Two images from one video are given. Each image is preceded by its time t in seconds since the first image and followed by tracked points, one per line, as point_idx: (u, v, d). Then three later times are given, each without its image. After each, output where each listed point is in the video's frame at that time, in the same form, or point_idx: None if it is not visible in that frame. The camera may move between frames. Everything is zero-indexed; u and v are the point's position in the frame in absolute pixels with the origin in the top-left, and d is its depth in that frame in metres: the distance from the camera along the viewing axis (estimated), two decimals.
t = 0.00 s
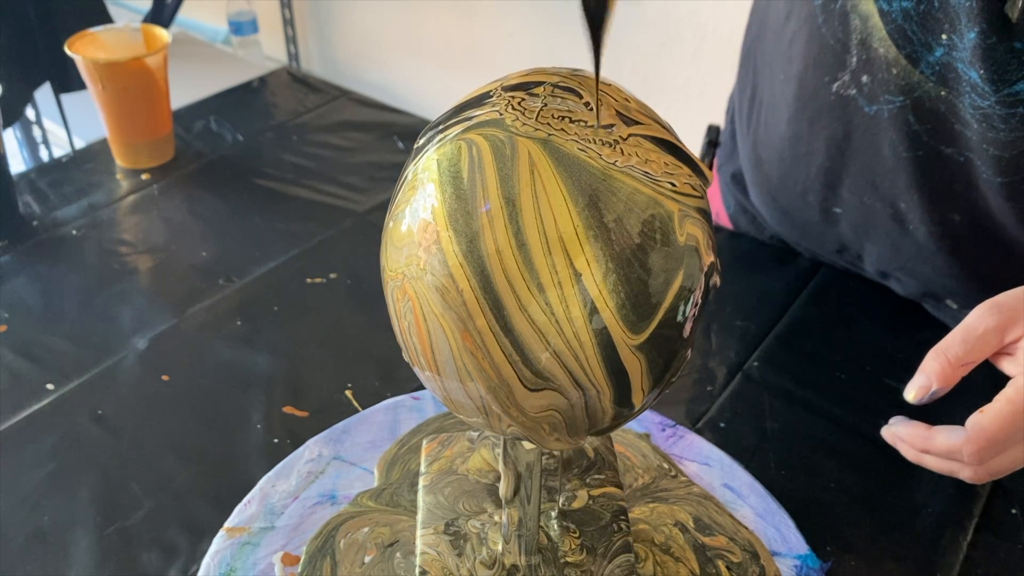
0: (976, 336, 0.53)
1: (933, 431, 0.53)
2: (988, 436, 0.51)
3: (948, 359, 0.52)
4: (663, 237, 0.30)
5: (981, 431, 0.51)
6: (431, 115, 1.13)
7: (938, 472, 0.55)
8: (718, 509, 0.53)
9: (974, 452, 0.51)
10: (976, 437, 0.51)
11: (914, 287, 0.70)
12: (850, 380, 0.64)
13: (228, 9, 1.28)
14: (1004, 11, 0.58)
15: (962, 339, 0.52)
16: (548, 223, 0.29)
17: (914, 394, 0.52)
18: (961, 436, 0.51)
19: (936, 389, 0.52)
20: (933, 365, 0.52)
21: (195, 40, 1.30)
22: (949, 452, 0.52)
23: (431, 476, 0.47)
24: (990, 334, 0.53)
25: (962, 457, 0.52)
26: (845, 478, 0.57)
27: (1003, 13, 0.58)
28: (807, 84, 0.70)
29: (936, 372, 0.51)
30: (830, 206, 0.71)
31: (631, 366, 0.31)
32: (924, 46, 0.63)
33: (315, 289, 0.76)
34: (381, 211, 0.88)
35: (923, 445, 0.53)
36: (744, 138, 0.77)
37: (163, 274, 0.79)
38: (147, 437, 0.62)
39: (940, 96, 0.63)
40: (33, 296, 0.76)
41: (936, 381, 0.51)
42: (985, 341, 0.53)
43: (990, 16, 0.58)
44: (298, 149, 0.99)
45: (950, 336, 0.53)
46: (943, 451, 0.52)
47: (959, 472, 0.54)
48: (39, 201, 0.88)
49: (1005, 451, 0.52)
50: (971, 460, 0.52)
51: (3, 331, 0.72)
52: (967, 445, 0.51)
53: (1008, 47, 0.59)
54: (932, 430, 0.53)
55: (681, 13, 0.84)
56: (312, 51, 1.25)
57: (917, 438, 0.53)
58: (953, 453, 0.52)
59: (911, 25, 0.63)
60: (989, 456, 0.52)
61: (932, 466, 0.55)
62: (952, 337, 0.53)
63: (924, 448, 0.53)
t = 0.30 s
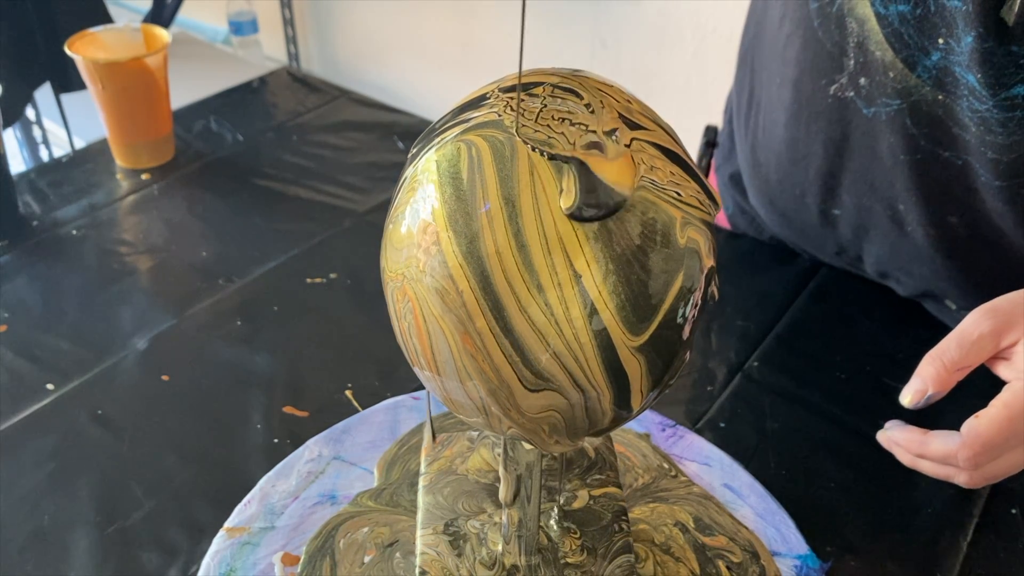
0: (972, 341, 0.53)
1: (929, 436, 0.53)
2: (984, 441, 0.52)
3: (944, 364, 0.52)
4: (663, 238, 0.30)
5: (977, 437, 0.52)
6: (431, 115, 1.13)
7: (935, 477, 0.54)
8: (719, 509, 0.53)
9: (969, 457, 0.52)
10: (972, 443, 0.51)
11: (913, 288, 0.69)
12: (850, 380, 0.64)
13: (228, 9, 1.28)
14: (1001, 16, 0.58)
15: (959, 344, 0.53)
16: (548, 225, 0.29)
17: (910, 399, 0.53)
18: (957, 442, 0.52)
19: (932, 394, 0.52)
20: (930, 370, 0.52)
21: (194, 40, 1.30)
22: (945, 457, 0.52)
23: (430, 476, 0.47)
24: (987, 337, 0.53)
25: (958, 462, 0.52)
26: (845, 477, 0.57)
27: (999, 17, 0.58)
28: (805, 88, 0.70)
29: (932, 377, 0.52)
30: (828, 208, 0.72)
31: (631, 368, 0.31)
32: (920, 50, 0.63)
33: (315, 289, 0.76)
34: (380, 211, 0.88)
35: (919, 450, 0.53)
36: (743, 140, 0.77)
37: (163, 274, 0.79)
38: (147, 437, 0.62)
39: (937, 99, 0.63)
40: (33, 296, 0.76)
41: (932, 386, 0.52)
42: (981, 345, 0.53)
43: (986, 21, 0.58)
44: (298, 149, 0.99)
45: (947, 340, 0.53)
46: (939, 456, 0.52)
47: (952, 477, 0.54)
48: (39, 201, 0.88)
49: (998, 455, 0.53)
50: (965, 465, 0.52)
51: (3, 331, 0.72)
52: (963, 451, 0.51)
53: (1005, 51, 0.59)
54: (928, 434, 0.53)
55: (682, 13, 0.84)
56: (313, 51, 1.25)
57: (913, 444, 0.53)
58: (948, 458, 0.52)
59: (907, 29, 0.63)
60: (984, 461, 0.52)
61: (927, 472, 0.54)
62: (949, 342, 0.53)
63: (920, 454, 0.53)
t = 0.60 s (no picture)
0: (967, 340, 0.53)
1: (923, 435, 0.53)
2: (978, 440, 0.51)
3: (939, 363, 0.52)
4: (663, 239, 0.30)
5: (971, 435, 0.51)
6: (431, 115, 1.13)
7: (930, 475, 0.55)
8: (718, 509, 0.53)
9: (963, 456, 0.51)
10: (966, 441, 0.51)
11: (913, 288, 0.69)
12: (850, 380, 0.64)
13: (228, 9, 1.28)
14: (994, 18, 0.59)
15: (952, 343, 0.53)
16: (548, 226, 0.29)
17: (905, 398, 0.52)
18: (951, 440, 0.52)
19: (927, 393, 0.52)
20: (925, 368, 0.52)
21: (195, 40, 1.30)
22: (939, 455, 0.52)
23: (430, 476, 0.47)
24: (982, 337, 0.53)
25: (951, 461, 0.52)
26: (845, 478, 0.57)
27: (993, 18, 0.58)
28: (801, 90, 0.70)
29: (927, 376, 0.51)
30: (826, 209, 0.71)
31: (631, 370, 0.31)
32: (915, 51, 0.63)
33: (315, 289, 0.76)
34: (380, 211, 0.88)
35: (913, 449, 0.53)
36: (742, 140, 0.77)
37: (163, 274, 0.79)
38: (147, 437, 0.62)
39: (933, 100, 0.63)
40: (33, 296, 0.76)
41: (927, 386, 0.51)
42: (976, 344, 0.53)
43: (979, 24, 0.59)
44: (298, 149, 0.99)
45: (942, 339, 0.53)
46: (933, 455, 0.52)
47: (948, 476, 0.54)
48: (39, 201, 0.88)
49: (993, 454, 0.53)
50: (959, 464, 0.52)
51: (3, 331, 0.72)
52: (957, 449, 0.51)
53: (999, 52, 0.59)
54: (922, 433, 0.53)
55: (681, 14, 0.84)
56: (313, 51, 1.25)
57: (907, 443, 0.53)
58: (942, 456, 0.52)
59: (902, 30, 0.63)
60: (979, 460, 0.52)
61: (922, 470, 0.55)
62: (943, 341, 0.53)
63: (914, 453, 0.53)
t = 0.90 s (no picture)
0: (965, 339, 0.53)
1: (922, 434, 0.53)
2: (977, 438, 0.51)
3: (938, 362, 0.52)
4: (663, 241, 0.30)
5: (970, 434, 0.51)
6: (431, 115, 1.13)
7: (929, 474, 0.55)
8: (719, 509, 0.53)
9: (962, 454, 0.51)
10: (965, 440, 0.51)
11: (913, 288, 0.69)
12: (850, 380, 0.64)
13: (228, 9, 1.28)
14: (993, 16, 0.58)
15: (951, 342, 0.53)
16: (547, 227, 0.29)
17: (904, 397, 0.52)
18: (950, 439, 0.52)
19: (926, 392, 0.52)
20: (924, 367, 0.52)
21: (195, 40, 1.30)
22: (938, 454, 0.52)
23: (430, 476, 0.47)
24: (981, 336, 0.53)
25: (950, 460, 0.52)
26: (845, 477, 0.57)
27: (992, 18, 0.58)
28: (800, 90, 0.70)
29: (926, 375, 0.51)
30: (825, 209, 0.71)
31: (631, 371, 0.31)
32: (914, 51, 0.63)
33: (315, 288, 0.77)
34: (380, 211, 0.88)
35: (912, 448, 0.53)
36: (742, 140, 0.77)
37: (163, 274, 0.79)
38: (147, 437, 0.62)
39: (932, 100, 0.63)
40: (33, 296, 0.76)
41: (926, 385, 0.51)
42: (975, 343, 0.53)
43: (978, 23, 0.58)
44: (298, 149, 0.99)
45: (941, 337, 0.53)
46: (932, 454, 0.52)
47: (947, 475, 0.54)
48: (39, 201, 0.88)
49: (993, 454, 0.52)
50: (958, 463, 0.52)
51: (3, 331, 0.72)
52: (955, 448, 0.51)
53: (998, 51, 0.59)
54: (921, 432, 0.53)
55: (681, 14, 0.84)
56: (313, 51, 1.25)
57: (906, 442, 0.53)
58: (941, 455, 0.52)
59: (900, 30, 0.63)
60: (978, 459, 0.52)
61: (922, 469, 0.55)
62: (942, 339, 0.53)
63: (913, 452, 0.53)
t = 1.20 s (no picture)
0: (964, 338, 0.53)
1: (921, 433, 0.53)
2: (976, 437, 0.51)
3: (937, 361, 0.52)
4: (664, 242, 0.30)
5: (968, 433, 0.51)
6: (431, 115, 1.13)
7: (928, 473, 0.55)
8: (719, 509, 0.53)
9: (961, 454, 0.51)
10: (963, 440, 0.51)
11: (912, 289, 0.69)
12: (850, 380, 0.64)
13: (228, 9, 1.28)
14: (990, 16, 0.58)
15: (949, 342, 0.53)
16: (547, 227, 0.28)
17: (902, 396, 0.52)
18: (948, 438, 0.52)
19: (924, 391, 0.52)
20: (922, 367, 0.52)
21: (195, 40, 1.30)
22: (936, 454, 0.52)
23: (430, 476, 0.47)
24: (979, 335, 0.53)
25: (949, 459, 0.52)
26: (845, 477, 0.57)
27: (990, 17, 0.58)
28: (799, 90, 0.70)
29: (925, 374, 0.52)
30: (824, 209, 0.72)
31: (631, 372, 0.31)
32: (913, 50, 0.63)
33: (315, 289, 0.76)
34: (380, 211, 0.88)
35: (911, 447, 0.53)
36: (741, 141, 0.77)
37: (163, 274, 0.79)
38: (147, 437, 0.62)
39: (931, 99, 0.63)
40: (33, 296, 0.76)
41: (925, 383, 0.51)
42: (974, 342, 0.53)
43: (977, 21, 0.58)
44: (298, 149, 1.00)
45: (939, 337, 0.53)
46: (931, 453, 0.52)
47: (945, 474, 0.54)
48: (39, 201, 0.88)
49: (991, 453, 0.53)
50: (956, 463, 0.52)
51: (3, 331, 0.72)
52: (954, 447, 0.51)
53: (996, 50, 0.58)
54: (920, 431, 0.53)
55: (680, 14, 0.84)
56: (313, 51, 1.25)
57: (905, 441, 0.53)
58: (940, 454, 0.52)
59: (899, 29, 0.63)
60: (976, 458, 0.52)
61: (921, 468, 0.55)
62: (941, 339, 0.53)
63: (912, 451, 0.53)
